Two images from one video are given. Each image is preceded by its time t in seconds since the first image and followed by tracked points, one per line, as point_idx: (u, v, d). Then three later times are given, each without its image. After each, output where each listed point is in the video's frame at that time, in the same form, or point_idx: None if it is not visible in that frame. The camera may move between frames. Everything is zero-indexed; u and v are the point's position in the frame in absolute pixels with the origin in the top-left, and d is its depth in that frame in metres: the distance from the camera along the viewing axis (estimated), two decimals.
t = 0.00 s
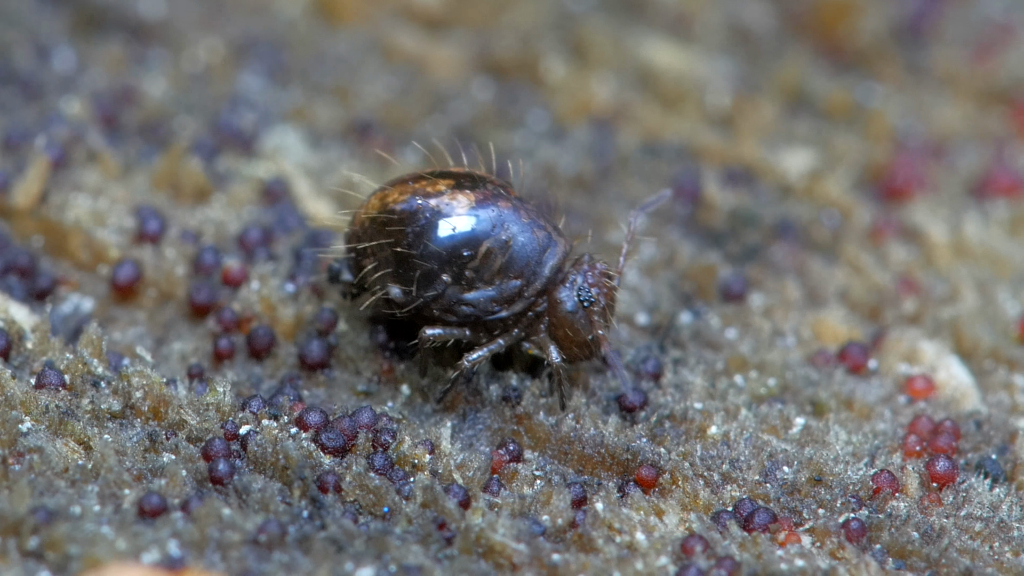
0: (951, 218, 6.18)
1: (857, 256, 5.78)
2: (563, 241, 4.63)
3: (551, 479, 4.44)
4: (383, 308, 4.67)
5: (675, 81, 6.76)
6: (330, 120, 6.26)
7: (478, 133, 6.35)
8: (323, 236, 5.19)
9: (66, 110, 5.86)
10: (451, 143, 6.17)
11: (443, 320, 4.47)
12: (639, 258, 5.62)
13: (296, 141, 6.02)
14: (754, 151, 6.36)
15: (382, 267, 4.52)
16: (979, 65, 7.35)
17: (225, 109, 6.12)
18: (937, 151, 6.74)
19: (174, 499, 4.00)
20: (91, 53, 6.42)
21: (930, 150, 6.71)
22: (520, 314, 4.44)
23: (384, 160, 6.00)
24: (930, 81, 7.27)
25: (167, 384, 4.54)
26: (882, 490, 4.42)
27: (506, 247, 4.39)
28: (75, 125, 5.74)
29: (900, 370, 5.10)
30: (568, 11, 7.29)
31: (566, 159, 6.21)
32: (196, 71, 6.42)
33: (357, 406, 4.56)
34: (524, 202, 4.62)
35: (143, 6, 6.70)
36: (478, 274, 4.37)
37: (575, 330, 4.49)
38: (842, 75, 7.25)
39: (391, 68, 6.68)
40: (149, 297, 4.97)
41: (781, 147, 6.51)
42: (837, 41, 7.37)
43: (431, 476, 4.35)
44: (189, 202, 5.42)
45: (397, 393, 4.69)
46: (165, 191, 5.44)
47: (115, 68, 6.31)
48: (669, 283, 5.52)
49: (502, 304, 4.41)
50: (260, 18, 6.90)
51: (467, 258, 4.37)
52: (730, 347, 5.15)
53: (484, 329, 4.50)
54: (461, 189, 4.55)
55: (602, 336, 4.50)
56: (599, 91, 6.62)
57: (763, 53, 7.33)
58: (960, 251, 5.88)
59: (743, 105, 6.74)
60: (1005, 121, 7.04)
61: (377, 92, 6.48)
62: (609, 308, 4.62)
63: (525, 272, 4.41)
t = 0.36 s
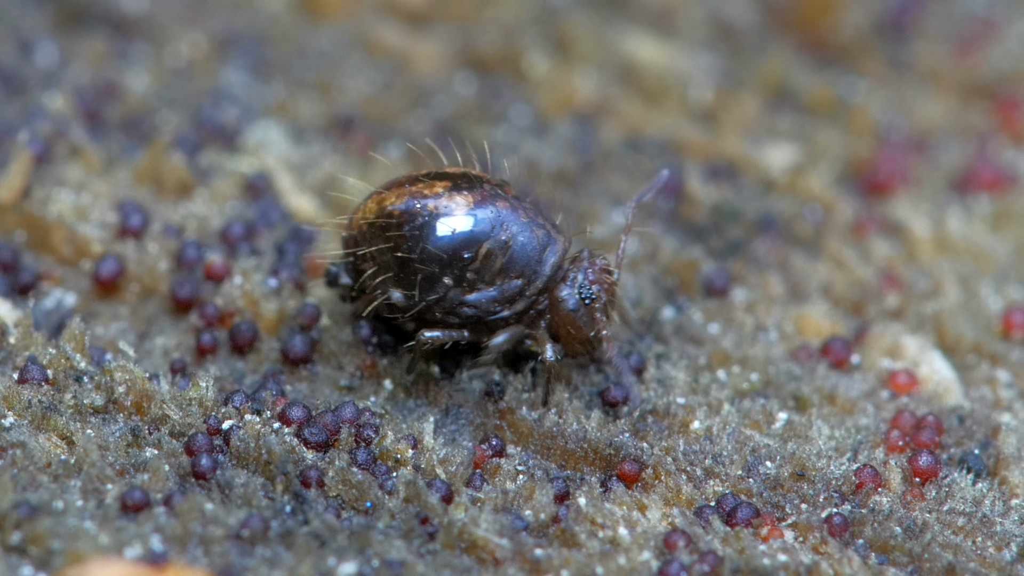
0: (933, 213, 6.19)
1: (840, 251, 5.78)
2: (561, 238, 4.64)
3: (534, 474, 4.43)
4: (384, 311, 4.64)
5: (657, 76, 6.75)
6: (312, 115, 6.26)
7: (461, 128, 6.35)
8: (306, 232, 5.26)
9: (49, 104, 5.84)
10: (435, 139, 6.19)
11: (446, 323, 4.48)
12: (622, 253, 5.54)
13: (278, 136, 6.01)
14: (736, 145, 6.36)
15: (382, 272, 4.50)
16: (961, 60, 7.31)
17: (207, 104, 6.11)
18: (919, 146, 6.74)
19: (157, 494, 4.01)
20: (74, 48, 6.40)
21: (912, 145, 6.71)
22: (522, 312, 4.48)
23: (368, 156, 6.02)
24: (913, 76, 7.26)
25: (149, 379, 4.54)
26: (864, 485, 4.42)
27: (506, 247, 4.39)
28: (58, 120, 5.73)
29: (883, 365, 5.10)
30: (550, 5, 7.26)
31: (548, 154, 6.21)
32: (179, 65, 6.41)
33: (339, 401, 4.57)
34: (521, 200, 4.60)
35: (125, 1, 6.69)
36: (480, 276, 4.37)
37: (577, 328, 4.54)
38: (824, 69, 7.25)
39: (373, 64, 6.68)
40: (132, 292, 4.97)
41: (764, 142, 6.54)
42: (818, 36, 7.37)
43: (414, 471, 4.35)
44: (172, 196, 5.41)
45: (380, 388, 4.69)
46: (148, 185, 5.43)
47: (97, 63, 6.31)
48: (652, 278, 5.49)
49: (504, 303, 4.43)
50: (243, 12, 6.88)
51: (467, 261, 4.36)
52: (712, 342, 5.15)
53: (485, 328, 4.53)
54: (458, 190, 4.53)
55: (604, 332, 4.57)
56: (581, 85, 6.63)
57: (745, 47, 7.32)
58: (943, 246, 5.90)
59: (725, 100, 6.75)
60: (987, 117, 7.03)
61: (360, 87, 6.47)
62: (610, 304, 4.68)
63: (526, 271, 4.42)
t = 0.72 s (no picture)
0: (911, 207, 6.20)
1: (819, 244, 5.78)
2: (563, 237, 4.69)
3: (512, 467, 4.44)
4: (386, 312, 4.65)
5: (636, 71, 6.75)
6: (290, 109, 6.25)
7: (439, 123, 6.36)
8: (284, 226, 5.25)
9: (27, 98, 5.82)
10: (413, 133, 6.26)
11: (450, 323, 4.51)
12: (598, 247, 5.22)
13: (257, 130, 6.00)
14: (715, 139, 6.33)
15: (386, 272, 4.51)
16: (940, 53, 7.33)
17: (186, 98, 6.10)
18: (897, 139, 6.73)
19: (135, 488, 4.00)
20: (52, 43, 6.38)
21: (891, 139, 6.70)
22: (525, 312, 4.52)
23: (346, 150, 6.02)
24: (891, 70, 7.24)
25: (128, 373, 4.54)
26: (843, 479, 4.43)
27: (510, 247, 4.43)
28: (36, 114, 5.70)
29: (861, 359, 5.11)
30: None
31: (527, 148, 6.22)
32: (158, 59, 6.39)
33: (318, 394, 4.56)
34: (523, 199, 4.65)
35: None
36: (485, 275, 4.41)
37: (582, 326, 4.58)
38: (802, 63, 7.21)
39: (352, 57, 6.68)
40: (111, 286, 4.96)
41: (742, 137, 6.48)
42: (797, 30, 7.34)
43: (392, 465, 4.36)
44: (150, 190, 5.41)
45: (358, 381, 4.69)
46: (126, 179, 5.43)
47: (76, 57, 6.29)
48: (631, 272, 5.46)
49: (508, 303, 4.46)
50: (220, 6, 6.87)
51: (472, 260, 4.39)
52: (691, 336, 5.15)
53: (488, 328, 4.57)
54: (460, 190, 4.55)
55: (609, 330, 4.62)
56: (559, 79, 6.62)
57: (723, 41, 7.27)
58: (921, 239, 5.90)
59: (704, 94, 6.72)
60: (965, 110, 7.02)
61: (338, 81, 6.47)
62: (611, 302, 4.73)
63: (530, 270, 4.47)
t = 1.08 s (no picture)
0: (887, 199, 6.21)
1: (794, 237, 5.77)
2: (560, 231, 4.69)
3: (487, 460, 4.44)
4: (384, 309, 4.67)
5: (611, 64, 6.75)
6: (266, 102, 6.25)
7: (414, 115, 6.33)
8: (259, 219, 5.24)
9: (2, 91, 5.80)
10: (388, 126, 6.23)
11: (448, 319, 4.52)
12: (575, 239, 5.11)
13: (232, 123, 6.00)
14: (691, 132, 6.34)
15: (383, 269, 4.52)
16: (916, 47, 7.31)
17: (161, 91, 6.09)
18: (872, 133, 6.72)
19: (111, 480, 4.01)
20: (28, 35, 6.37)
21: (865, 132, 6.69)
22: (523, 306, 4.53)
23: (321, 143, 6.02)
24: (866, 63, 7.24)
25: (103, 365, 4.54)
26: (818, 472, 4.43)
27: (507, 243, 4.44)
28: (11, 106, 5.69)
29: (836, 351, 5.11)
30: None
31: (502, 140, 6.22)
32: (133, 51, 6.39)
33: (293, 387, 4.56)
34: (519, 194, 4.64)
35: None
36: (482, 271, 4.42)
37: (580, 321, 4.59)
38: (778, 56, 7.19)
39: (327, 50, 6.68)
40: (86, 278, 4.95)
41: (718, 129, 6.49)
42: (773, 24, 7.31)
43: (368, 458, 4.35)
44: (126, 182, 5.41)
45: (334, 374, 4.69)
46: (101, 171, 5.42)
47: (51, 50, 6.28)
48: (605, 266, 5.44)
49: (505, 298, 4.48)
50: None
51: (470, 256, 4.41)
52: (666, 328, 5.16)
53: (486, 323, 4.57)
54: (456, 185, 4.56)
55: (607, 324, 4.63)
56: (535, 72, 6.60)
57: (700, 33, 7.25)
58: (896, 232, 5.91)
59: (679, 87, 6.72)
60: (942, 104, 6.99)
61: (313, 74, 6.47)
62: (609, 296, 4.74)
63: (527, 266, 4.49)
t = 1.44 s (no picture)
0: (859, 190, 6.20)
1: (765, 230, 5.78)
2: (557, 222, 4.64)
3: (459, 452, 4.44)
4: (381, 305, 4.65)
5: (583, 56, 6.77)
6: (238, 94, 6.24)
7: (386, 106, 6.33)
8: (231, 210, 5.24)
9: None
10: (361, 118, 6.23)
11: (445, 313, 4.50)
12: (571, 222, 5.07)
13: (204, 115, 5.99)
14: (662, 125, 6.35)
15: (379, 265, 4.50)
16: (887, 38, 7.34)
17: (133, 83, 6.08)
18: (845, 124, 6.73)
19: (83, 472, 4.01)
20: None
21: (838, 123, 6.70)
22: (520, 298, 4.50)
23: (293, 135, 6.02)
24: (838, 54, 7.25)
25: (75, 357, 4.54)
26: (790, 463, 4.44)
27: (501, 235, 4.42)
28: None
29: (808, 343, 5.11)
30: None
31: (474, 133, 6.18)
32: (105, 44, 6.38)
33: (265, 379, 4.56)
34: (514, 186, 4.61)
35: None
36: (476, 264, 4.40)
37: (577, 311, 4.57)
38: (750, 48, 7.21)
39: (299, 42, 6.66)
40: (58, 270, 4.95)
41: (690, 121, 6.51)
42: (744, 16, 7.33)
43: (340, 450, 4.35)
44: (98, 174, 5.41)
45: (306, 366, 4.69)
46: (74, 163, 5.43)
47: (24, 43, 6.27)
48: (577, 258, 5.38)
49: (501, 291, 4.45)
50: None
51: (464, 250, 4.39)
52: (638, 320, 5.15)
53: (484, 316, 4.55)
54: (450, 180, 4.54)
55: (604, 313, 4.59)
56: (507, 64, 6.62)
57: (671, 25, 7.30)
58: (869, 224, 5.91)
59: (651, 79, 6.74)
60: (913, 96, 7.02)
61: (285, 66, 6.45)
62: (608, 286, 4.71)
63: (522, 258, 4.44)
